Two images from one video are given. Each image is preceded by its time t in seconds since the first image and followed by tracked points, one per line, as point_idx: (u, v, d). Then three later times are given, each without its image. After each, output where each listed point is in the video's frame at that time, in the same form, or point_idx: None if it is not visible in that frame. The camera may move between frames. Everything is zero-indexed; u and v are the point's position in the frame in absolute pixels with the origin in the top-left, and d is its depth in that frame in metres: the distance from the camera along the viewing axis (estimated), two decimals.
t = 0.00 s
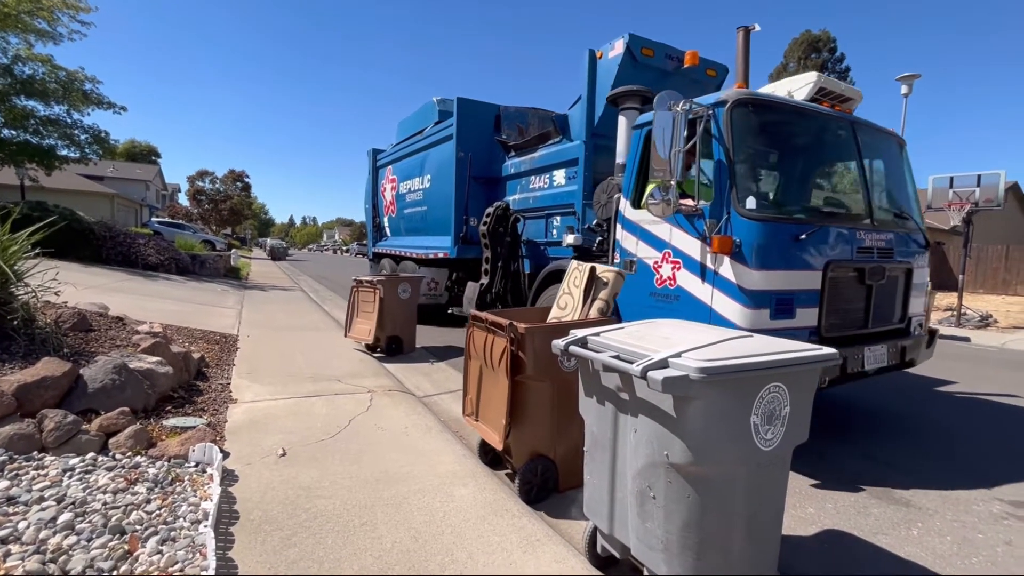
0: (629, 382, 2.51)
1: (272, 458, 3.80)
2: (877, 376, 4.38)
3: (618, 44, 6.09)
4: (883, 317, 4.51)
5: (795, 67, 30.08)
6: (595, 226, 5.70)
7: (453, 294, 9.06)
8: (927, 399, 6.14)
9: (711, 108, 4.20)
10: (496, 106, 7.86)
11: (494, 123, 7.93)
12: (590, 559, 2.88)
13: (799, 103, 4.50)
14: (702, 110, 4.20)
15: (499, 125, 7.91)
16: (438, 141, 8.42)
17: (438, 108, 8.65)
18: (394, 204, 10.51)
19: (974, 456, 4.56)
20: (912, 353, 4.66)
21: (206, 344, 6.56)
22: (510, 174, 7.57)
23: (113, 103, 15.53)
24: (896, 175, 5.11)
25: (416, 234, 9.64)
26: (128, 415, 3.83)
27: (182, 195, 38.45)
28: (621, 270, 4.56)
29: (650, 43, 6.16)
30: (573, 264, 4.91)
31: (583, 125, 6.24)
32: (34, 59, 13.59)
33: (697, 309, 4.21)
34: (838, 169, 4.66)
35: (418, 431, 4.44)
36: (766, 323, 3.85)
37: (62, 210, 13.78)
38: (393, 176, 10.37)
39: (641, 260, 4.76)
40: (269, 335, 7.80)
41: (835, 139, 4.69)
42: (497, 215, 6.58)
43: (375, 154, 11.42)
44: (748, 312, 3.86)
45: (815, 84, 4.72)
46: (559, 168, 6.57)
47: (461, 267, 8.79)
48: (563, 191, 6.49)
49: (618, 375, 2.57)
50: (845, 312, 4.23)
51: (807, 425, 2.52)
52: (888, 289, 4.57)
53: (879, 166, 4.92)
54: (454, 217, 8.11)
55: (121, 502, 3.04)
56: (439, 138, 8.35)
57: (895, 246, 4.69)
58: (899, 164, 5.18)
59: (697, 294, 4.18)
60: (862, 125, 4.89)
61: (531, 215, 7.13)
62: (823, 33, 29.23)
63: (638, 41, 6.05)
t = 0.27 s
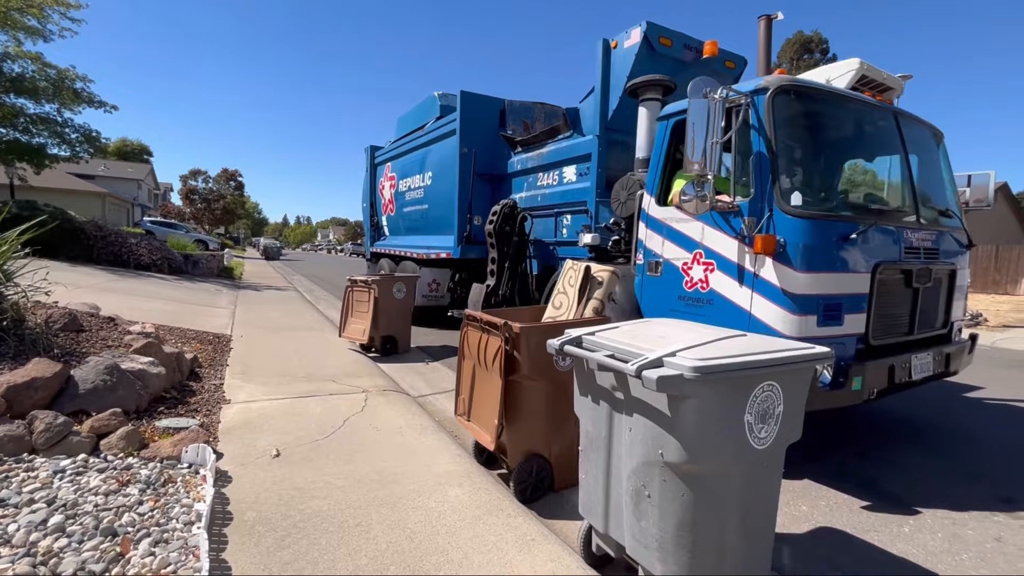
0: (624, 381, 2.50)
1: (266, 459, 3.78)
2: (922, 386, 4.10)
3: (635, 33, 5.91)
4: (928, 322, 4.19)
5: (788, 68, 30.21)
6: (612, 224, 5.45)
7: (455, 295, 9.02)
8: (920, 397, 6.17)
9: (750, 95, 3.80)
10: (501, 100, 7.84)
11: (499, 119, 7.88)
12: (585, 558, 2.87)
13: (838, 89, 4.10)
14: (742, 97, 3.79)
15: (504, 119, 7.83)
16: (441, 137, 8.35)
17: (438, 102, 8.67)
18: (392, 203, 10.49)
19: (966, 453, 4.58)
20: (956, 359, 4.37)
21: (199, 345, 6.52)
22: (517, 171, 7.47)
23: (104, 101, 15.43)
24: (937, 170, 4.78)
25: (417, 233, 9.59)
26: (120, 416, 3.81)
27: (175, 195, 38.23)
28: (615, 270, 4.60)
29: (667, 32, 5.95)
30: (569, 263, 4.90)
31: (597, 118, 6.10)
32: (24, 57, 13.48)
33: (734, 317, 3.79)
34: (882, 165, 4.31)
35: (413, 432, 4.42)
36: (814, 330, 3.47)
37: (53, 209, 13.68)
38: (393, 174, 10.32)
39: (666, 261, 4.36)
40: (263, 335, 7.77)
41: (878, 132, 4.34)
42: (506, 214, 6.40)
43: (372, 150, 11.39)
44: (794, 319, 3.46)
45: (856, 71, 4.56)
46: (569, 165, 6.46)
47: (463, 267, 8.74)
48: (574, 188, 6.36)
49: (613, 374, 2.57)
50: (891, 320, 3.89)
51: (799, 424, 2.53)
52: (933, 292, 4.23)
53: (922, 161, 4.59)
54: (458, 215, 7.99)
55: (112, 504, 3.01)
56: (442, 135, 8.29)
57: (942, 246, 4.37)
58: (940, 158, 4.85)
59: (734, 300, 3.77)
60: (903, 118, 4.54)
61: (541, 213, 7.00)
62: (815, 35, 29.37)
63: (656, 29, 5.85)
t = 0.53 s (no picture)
0: (617, 380, 2.50)
1: (257, 460, 3.75)
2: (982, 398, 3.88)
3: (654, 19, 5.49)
4: (984, 332, 3.98)
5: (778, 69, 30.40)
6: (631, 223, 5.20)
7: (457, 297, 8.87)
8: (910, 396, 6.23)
9: (803, 78, 3.53)
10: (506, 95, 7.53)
11: (503, 113, 7.56)
12: (578, 557, 2.87)
13: (896, 75, 3.81)
14: (793, 81, 3.52)
15: (510, 115, 7.56)
16: (443, 133, 8.09)
17: (439, 97, 8.57)
18: (390, 201, 10.38)
19: (956, 451, 4.62)
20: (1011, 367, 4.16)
21: (189, 345, 6.48)
22: (524, 168, 7.10)
23: (92, 99, 15.29)
24: (989, 159, 4.51)
25: (417, 232, 9.35)
26: (108, 418, 3.77)
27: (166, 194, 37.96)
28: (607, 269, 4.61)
29: (688, 18, 5.56)
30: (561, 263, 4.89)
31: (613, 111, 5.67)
32: (10, 54, 13.35)
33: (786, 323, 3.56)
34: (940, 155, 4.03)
35: (406, 432, 4.40)
36: (877, 340, 3.25)
37: (40, 209, 13.54)
38: (393, 172, 10.14)
39: (703, 262, 4.13)
40: (255, 336, 7.72)
41: (935, 120, 4.05)
42: (512, 212, 6.46)
43: (370, 147, 11.31)
44: (856, 327, 3.23)
45: (911, 55, 4.03)
46: (581, 160, 6.05)
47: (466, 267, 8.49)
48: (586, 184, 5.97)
49: (606, 374, 2.56)
50: (949, 327, 3.68)
51: (790, 422, 2.54)
52: (988, 298, 4.02)
53: (977, 150, 4.32)
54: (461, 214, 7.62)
55: (101, 507, 2.98)
56: (445, 130, 8.03)
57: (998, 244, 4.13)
58: (991, 147, 4.59)
59: (785, 305, 3.54)
60: (958, 104, 4.26)
61: (551, 212, 6.61)
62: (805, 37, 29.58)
63: (677, 15, 5.47)
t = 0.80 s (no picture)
0: (607, 380, 2.49)
1: (246, 462, 3.71)
2: None
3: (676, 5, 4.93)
4: None
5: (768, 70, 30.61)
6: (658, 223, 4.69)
7: (459, 299, 8.36)
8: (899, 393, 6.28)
9: (875, 58, 3.12)
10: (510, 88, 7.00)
11: (508, 107, 7.03)
12: (569, 557, 2.86)
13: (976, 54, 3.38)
14: (864, 61, 3.11)
15: (515, 108, 7.01)
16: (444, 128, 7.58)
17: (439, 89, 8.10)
18: (387, 199, 9.89)
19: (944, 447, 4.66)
20: None
21: (177, 347, 6.42)
22: (532, 164, 6.46)
23: (76, 97, 15.10)
24: None
25: (416, 232, 8.88)
26: (93, 421, 3.72)
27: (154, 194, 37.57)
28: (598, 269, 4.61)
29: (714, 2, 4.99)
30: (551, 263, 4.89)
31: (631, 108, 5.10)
32: None
33: (853, 333, 3.15)
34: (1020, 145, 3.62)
35: (398, 433, 4.38)
36: (965, 351, 2.86)
37: (23, 208, 13.36)
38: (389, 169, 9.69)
39: (749, 265, 3.70)
40: (243, 337, 7.66)
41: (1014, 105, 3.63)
42: (523, 209, 5.93)
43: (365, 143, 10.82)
44: (942, 337, 2.83)
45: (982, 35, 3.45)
46: (595, 155, 5.48)
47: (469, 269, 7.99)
48: (612, 177, 5.23)
49: (596, 373, 2.56)
50: None
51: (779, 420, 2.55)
52: None
53: None
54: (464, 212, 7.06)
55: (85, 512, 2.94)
56: (444, 126, 7.54)
57: None
58: None
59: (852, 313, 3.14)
60: None
61: (565, 209, 5.94)
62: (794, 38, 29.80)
63: None
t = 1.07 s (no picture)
0: (597, 380, 2.49)
1: (233, 465, 3.67)
2: None
3: None
4: None
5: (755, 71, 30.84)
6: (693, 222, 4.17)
7: (463, 303, 7.57)
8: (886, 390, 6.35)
9: (976, 28, 2.61)
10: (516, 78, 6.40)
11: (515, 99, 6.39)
12: (560, 556, 2.85)
13: None
14: (965, 31, 2.60)
15: (522, 100, 6.41)
16: (446, 121, 6.97)
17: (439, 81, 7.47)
18: (383, 197, 9.32)
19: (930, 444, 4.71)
20: None
21: (163, 349, 6.35)
22: (541, 160, 5.89)
23: (57, 94, 14.86)
24: None
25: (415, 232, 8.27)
26: (75, 425, 3.66)
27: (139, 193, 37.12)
28: (587, 270, 4.62)
29: None
30: (541, 263, 4.89)
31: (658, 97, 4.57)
32: None
33: (941, 348, 2.69)
34: None
35: (387, 434, 4.35)
36: None
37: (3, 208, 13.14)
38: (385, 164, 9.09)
39: (811, 267, 3.24)
40: (231, 338, 7.59)
41: None
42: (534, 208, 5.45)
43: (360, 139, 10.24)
44: None
45: None
46: (613, 149, 4.95)
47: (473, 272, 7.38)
48: (634, 174, 4.72)
49: (586, 373, 2.55)
50: None
51: (766, 419, 2.56)
52: None
53: None
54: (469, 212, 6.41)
55: (68, 517, 2.89)
56: (446, 118, 6.95)
57: None
58: None
59: (943, 325, 2.67)
60: None
61: (578, 208, 5.44)
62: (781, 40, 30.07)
63: None
